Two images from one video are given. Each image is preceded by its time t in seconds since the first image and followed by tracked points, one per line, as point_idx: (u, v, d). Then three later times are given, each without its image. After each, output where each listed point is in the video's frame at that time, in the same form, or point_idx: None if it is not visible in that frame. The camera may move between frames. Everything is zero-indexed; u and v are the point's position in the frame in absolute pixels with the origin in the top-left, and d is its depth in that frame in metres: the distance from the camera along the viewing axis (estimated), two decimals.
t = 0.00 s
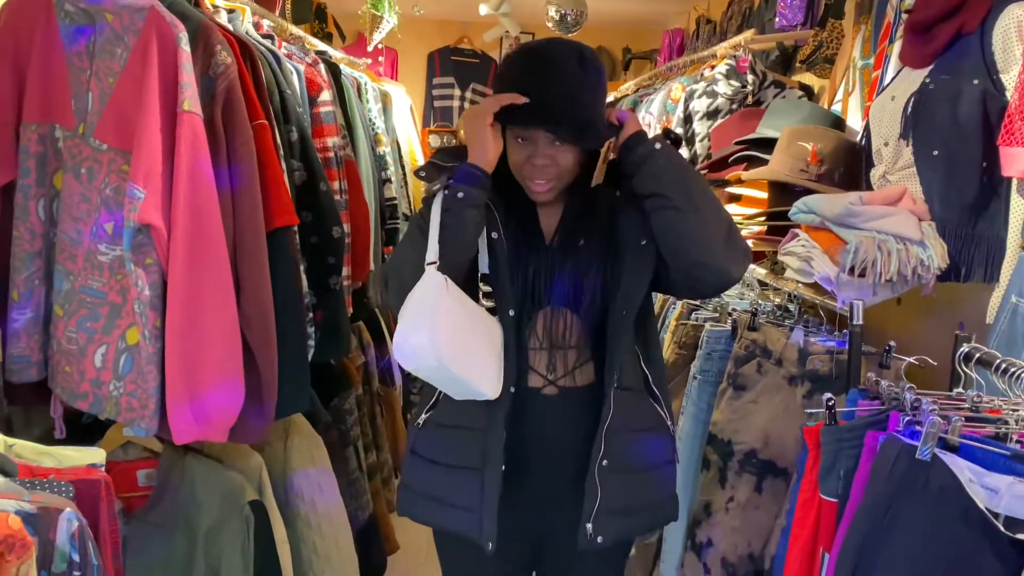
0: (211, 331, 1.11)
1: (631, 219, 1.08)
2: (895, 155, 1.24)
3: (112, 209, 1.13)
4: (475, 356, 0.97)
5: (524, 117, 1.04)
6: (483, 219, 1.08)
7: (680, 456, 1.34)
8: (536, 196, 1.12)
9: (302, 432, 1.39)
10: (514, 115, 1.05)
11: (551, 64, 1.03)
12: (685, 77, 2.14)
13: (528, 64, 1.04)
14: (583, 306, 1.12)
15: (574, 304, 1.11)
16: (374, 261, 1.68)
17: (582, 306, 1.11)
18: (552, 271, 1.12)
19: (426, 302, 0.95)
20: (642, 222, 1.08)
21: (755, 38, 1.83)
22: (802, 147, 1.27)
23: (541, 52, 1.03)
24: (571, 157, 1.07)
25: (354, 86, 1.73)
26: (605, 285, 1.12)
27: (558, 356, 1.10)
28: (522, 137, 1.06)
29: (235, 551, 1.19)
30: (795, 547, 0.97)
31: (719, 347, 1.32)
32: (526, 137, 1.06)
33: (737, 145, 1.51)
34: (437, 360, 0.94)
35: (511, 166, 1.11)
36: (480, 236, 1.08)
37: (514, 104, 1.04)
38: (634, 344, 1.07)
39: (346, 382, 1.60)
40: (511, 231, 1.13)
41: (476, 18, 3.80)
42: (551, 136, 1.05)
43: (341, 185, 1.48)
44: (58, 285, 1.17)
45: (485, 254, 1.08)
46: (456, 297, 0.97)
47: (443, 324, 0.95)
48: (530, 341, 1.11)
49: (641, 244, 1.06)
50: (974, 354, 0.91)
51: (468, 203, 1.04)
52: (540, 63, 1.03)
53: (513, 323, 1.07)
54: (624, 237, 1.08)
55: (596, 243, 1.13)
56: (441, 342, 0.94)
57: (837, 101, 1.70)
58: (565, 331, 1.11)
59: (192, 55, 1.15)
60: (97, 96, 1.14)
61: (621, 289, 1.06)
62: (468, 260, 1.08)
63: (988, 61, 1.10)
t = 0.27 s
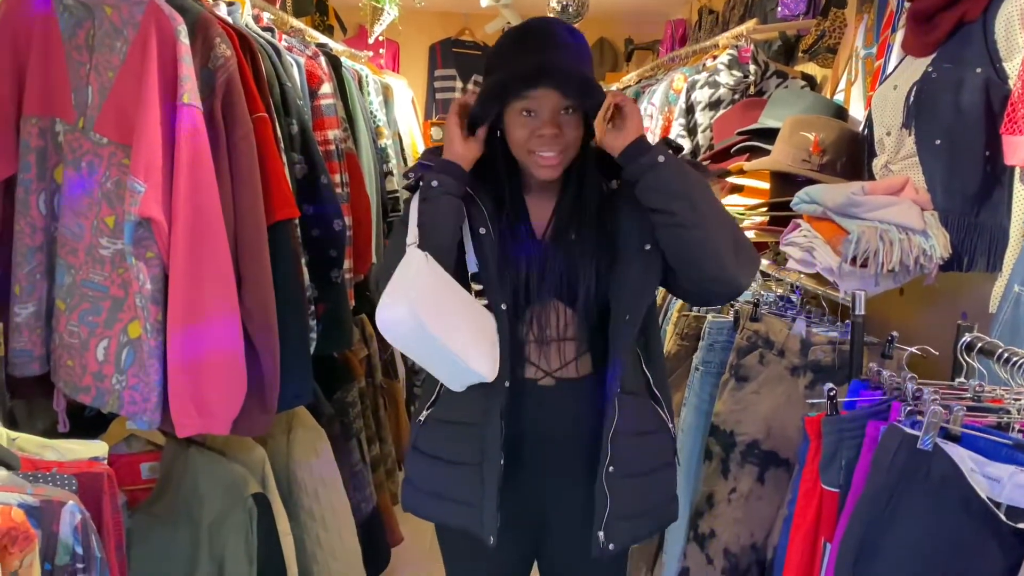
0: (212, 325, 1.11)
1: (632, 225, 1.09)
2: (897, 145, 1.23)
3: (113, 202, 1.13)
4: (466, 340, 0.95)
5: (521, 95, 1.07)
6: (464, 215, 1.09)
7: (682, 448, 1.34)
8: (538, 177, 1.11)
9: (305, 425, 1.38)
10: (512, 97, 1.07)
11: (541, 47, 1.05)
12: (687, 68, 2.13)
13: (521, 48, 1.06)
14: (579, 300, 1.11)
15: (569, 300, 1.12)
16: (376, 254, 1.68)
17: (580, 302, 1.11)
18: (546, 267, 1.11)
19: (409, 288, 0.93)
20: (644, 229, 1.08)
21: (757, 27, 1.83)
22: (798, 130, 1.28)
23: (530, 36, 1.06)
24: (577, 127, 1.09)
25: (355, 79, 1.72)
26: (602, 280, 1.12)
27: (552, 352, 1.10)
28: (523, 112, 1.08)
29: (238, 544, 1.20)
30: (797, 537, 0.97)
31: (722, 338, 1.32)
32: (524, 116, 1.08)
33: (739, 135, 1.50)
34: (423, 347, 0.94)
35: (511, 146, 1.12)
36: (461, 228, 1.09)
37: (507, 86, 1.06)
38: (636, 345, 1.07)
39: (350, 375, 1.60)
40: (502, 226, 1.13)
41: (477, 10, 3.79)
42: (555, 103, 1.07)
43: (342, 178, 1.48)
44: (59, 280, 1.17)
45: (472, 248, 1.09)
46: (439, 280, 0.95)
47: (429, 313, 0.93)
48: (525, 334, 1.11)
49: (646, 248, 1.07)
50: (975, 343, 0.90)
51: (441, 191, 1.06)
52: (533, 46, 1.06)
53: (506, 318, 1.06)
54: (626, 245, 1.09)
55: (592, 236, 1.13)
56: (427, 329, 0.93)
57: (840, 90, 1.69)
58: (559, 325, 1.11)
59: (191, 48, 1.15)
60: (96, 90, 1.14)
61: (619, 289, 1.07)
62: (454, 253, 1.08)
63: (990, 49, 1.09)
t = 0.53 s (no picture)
0: (214, 320, 1.12)
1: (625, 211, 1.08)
2: (900, 136, 1.23)
3: (114, 199, 1.13)
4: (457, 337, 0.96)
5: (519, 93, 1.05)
6: (464, 208, 1.09)
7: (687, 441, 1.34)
8: (537, 174, 1.12)
9: (307, 421, 1.38)
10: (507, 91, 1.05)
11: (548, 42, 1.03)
12: (689, 61, 2.13)
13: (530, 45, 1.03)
14: (578, 295, 1.11)
15: (566, 294, 1.11)
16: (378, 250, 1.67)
17: (577, 296, 1.11)
18: (542, 260, 1.11)
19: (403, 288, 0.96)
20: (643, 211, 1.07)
21: (759, 19, 1.83)
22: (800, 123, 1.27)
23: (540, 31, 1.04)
24: (570, 121, 1.08)
25: (356, 73, 1.72)
26: (602, 276, 1.12)
27: (551, 350, 1.09)
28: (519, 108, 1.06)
29: (242, 539, 1.20)
30: (801, 530, 0.97)
31: (724, 331, 1.31)
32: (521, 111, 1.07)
33: (741, 128, 1.50)
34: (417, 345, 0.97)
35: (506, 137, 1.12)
36: (461, 219, 1.09)
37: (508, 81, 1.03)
38: (634, 328, 1.06)
39: (353, 370, 1.60)
40: (500, 222, 1.12)
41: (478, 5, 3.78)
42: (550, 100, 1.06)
43: (343, 173, 1.48)
44: (61, 276, 1.17)
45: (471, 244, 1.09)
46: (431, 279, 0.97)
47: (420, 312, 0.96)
48: (523, 329, 1.10)
49: (636, 231, 1.06)
50: (979, 335, 0.90)
51: (439, 187, 1.06)
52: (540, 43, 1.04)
53: (505, 313, 1.06)
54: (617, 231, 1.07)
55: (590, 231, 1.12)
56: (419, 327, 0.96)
57: (842, 82, 1.68)
58: (557, 321, 1.10)
59: (191, 44, 1.15)
60: (97, 86, 1.14)
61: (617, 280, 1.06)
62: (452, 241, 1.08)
63: (994, 39, 1.08)
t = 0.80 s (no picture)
0: (215, 321, 1.12)
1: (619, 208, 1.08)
2: (901, 131, 1.22)
3: (114, 199, 1.13)
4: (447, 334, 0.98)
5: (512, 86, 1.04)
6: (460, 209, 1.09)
7: (688, 439, 1.34)
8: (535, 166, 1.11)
9: (309, 420, 1.38)
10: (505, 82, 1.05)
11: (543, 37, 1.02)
12: (689, 57, 2.12)
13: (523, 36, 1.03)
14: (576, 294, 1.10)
15: (564, 292, 1.11)
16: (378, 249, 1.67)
17: (574, 296, 1.10)
18: (540, 259, 1.11)
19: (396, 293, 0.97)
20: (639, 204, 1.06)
21: (758, 15, 1.82)
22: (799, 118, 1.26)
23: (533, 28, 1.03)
24: (568, 114, 1.06)
25: (356, 72, 1.72)
26: (600, 274, 1.11)
27: (548, 349, 1.09)
28: (516, 100, 1.06)
29: (244, 539, 1.20)
30: (802, 527, 0.97)
31: (725, 328, 1.31)
32: (514, 104, 1.06)
33: (740, 124, 1.49)
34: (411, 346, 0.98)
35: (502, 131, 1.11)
36: (456, 222, 1.10)
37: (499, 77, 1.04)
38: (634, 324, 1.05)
39: (354, 370, 1.60)
40: (498, 221, 1.12)
41: (477, 4, 3.77)
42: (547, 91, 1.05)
43: (343, 173, 1.47)
44: (62, 277, 1.17)
45: (467, 244, 1.08)
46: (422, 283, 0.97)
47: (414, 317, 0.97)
48: (520, 328, 1.10)
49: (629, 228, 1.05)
50: (981, 330, 0.90)
51: (433, 192, 1.06)
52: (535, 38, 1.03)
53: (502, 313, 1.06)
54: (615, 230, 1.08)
55: (588, 230, 1.12)
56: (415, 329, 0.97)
57: (842, 78, 1.68)
58: (554, 321, 1.10)
59: (189, 44, 1.14)
60: (95, 87, 1.14)
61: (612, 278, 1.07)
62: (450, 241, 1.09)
63: (994, 33, 1.07)
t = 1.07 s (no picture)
0: (214, 332, 1.11)
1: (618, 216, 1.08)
2: (901, 136, 1.22)
3: (112, 211, 1.12)
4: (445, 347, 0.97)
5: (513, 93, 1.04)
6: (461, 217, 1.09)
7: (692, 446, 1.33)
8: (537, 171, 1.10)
9: (310, 429, 1.38)
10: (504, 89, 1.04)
11: (545, 44, 1.03)
12: (688, 62, 2.12)
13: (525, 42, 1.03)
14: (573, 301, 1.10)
15: (564, 300, 1.11)
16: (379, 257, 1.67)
17: (574, 305, 1.10)
18: (540, 269, 1.11)
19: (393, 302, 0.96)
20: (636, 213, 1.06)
21: (757, 20, 1.82)
22: (801, 122, 1.26)
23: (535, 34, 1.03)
24: (567, 118, 1.05)
25: (354, 80, 1.71)
26: (598, 282, 1.11)
27: (548, 360, 1.09)
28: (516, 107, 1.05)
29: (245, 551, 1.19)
30: (808, 537, 0.96)
31: (727, 335, 1.30)
32: (516, 110, 1.05)
33: (740, 129, 1.48)
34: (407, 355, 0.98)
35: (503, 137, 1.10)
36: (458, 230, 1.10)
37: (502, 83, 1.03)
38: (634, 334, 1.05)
39: (355, 379, 1.58)
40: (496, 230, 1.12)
41: (475, 9, 3.77)
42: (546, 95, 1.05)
43: (342, 181, 1.47)
44: (61, 290, 1.17)
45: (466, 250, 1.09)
46: (423, 293, 0.97)
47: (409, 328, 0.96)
48: (520, 339, 1.10)
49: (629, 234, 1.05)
50: (985, 338, 0.89)
51: (436, 195, 1.06)
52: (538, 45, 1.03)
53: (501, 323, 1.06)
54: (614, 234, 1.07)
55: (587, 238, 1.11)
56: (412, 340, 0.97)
57: (842, 82, 1.67)
58: (553, 331, 1.10)
59: (187, 55, 1.14)
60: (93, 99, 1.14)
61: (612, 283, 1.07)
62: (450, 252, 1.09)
63: (994, 37, 1.07)
